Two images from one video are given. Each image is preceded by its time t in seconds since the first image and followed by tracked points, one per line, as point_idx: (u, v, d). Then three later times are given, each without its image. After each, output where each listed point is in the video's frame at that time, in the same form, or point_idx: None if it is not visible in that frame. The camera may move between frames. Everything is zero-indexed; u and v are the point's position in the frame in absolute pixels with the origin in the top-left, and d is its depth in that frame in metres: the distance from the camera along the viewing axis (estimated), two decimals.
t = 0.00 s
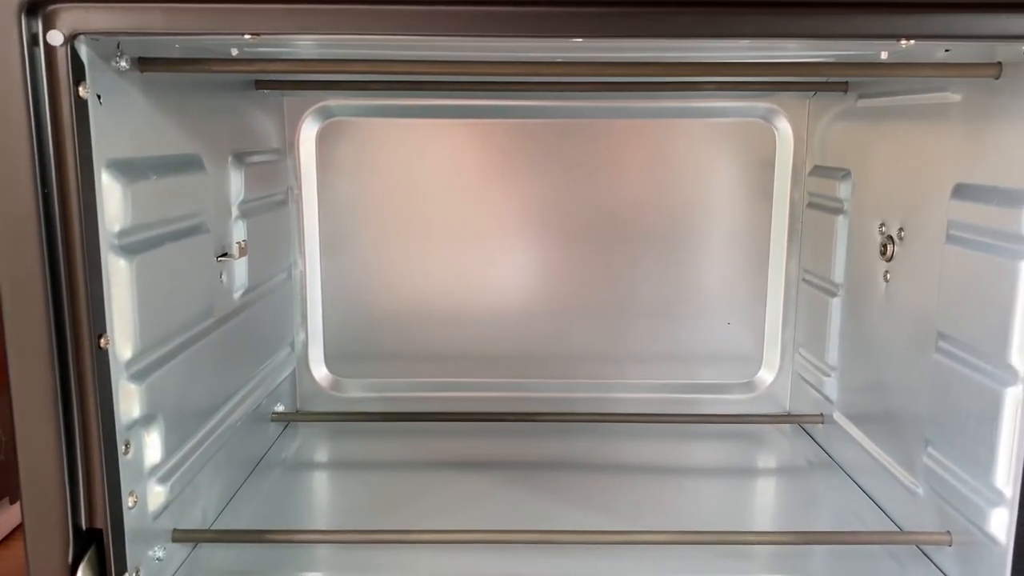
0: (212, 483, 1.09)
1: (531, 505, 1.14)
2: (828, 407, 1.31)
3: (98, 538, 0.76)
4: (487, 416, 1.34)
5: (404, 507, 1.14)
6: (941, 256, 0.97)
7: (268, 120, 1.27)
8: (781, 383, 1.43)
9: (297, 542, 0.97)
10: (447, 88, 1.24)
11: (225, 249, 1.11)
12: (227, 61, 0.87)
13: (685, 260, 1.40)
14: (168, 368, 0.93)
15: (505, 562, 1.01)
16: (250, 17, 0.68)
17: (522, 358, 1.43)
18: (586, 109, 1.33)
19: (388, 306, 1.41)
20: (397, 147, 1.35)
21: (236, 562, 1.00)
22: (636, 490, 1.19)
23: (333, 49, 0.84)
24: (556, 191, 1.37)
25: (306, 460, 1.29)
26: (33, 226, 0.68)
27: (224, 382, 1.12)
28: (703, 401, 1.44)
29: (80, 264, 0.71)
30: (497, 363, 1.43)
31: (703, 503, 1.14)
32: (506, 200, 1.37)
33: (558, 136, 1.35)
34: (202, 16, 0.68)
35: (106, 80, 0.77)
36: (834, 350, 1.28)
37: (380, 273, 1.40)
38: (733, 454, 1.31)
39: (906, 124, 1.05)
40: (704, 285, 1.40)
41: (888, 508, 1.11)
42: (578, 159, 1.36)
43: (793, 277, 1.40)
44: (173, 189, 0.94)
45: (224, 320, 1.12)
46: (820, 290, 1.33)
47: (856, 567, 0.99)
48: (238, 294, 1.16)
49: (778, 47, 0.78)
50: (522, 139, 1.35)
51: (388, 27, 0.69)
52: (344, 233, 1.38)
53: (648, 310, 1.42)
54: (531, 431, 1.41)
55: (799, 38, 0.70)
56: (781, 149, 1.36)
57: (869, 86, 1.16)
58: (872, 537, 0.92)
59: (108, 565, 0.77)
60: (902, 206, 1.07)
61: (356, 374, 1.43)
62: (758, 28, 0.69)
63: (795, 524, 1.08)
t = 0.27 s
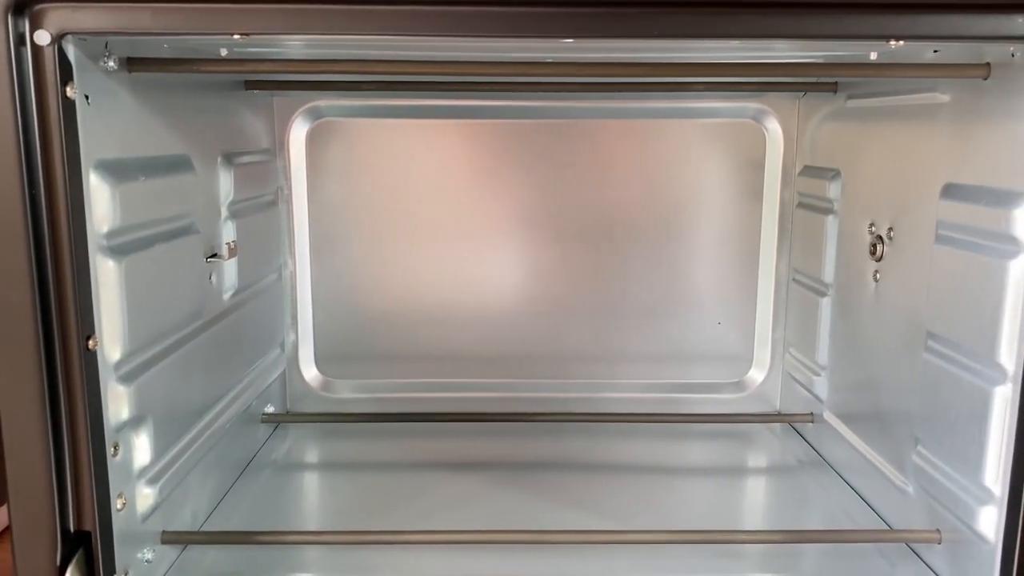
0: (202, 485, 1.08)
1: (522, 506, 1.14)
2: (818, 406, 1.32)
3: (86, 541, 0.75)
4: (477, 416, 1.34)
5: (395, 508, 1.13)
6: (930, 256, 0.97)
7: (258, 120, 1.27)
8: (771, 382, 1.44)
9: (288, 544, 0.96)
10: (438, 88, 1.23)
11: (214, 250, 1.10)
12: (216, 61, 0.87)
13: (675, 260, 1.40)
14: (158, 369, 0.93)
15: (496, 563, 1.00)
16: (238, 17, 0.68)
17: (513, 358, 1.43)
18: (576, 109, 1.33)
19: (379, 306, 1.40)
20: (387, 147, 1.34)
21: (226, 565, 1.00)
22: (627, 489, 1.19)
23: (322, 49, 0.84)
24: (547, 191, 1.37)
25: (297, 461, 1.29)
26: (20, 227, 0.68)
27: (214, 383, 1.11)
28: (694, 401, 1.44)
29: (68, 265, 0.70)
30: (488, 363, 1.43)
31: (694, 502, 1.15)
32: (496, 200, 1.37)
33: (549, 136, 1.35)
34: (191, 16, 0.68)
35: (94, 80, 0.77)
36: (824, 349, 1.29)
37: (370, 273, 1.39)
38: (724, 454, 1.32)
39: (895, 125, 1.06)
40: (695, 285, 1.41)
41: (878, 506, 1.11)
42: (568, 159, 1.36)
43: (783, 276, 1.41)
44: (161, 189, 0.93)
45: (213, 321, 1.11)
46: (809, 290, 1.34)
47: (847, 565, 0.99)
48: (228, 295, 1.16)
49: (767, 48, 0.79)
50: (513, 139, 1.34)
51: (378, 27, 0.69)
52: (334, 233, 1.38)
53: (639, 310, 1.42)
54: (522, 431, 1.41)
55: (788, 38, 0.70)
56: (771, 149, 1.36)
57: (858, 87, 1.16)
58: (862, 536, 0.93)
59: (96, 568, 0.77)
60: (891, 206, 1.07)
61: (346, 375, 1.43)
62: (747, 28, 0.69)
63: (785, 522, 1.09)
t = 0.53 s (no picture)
0: (191, 487, 1.07)
1: (513, 506, 1.14)
2: (808, 405, 1.32)
3: (73, 545, 0.75)
4: (468, 417, 1.34)
5: (386, 509, 1.13)
6: (919, 255, 0.98)
7: (246, 120, 1.26)
8: (761, 382, 1.44)
9: (278, 546, 0.96)
10: (428, 88, 1.23)
11: (203, 250, 1.10)
12: (204, 61, 0.86)
13: (666, 260, 1.40)
14: (146, 371, 0.92)
15: (487, 564, 1.00)
16: (227, 17, 0.67)
17: (504, 359, 1.43)
18: (566, 109, 1.33)
19: (369, 307, 1.40)
20: (376, 148, 1.34)
21: (216, 567, 0.99)
22: (618, 490, 1.19)
23: (311, 49, 0.84)
24: (538, 191, 1.37)
25: (287, 463, 1.28)
26: (5, 228, 0.67)
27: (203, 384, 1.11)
28: (685, 401, 1.44)
29: (55, 267, 0.70)
30: (478, 363, 1.43)
31: (685, 502, 1.15)
32: (487, 200, 1.37)
33: (539, 136, 1.35)
34: (178, 15, 0.67)
35: (81, 80, 0.76)
36: (813, 349, 1.29)
37: (360, 274, 1.39)
38: (714, 453, 1.32)
39: (884, 125, 1.06)
40: (685, 285, 1.41)
41: (868, 506, 1.12)
42: (558, 159, 1.36)
43: (773, 276, 1.41)
44: (149, 189, 0.93)
45: (202, 322, 1.10)
46: (799, 289, 1.34)
47: (837, 564, 1.00)
48: (217, 296, 1.15)
49: (757, 48, 0.79)
50: (503, 139, 1.34)
51: (367, 27, 0.68)
52: (324, 234, 1.37)
53: (630, 310, 1.42)
54: (513, 432, 1.41)
55: (777, 38, 0.70)
56: (761, 149, 1.37)
57: (847, 87, 1.16)
58: (852, 535, 0.93)
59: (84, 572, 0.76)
60: (880, 206, 1.08)
61: (337, 376, 1.43)
62: (736, 28, 0.69)
63: (775, 522, 1.09)
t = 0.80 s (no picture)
0: (179, 489, 1.07)
1: (504, 507, 1.13)
2: (797, 405, 1.33)
3: (61, 548, 0.74)
4: (459, 418, 1.33)
5: (376, 510, 1.13)
6: (908, 255, 0.98)
7: (235, 120, 1.25)
8: (751, 382, 1.45)
9: (267, 548, 0.95)
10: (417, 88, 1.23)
11: (191, 251, 1.09)
12: (191, 61, 0.86)
13: (656, 260, 1.40)
14: (134, 372, 0.91)
15: (478, 565, 1.00)
16: (214, 17, 0.67)
17: (494, 359, 1.43)
18: (556, 109, 1.33)
19: (359, 308, 1.39)
20: (366, 148, 1.33)
21: (205, 570, 0.98)
22: (609, 490, 1.19)
23: (300, 48, 0.83)
24: (528, 191, 1.37)
25: (276, 464, 1.27)
26: None
27: (191, 386, 1.10)
28: (675, 400, 1.45)
29: (41, 268, 0.69)
30: (469, 364, 1.42)
31: (675, 502, 1.15)
32: (477, 200, 1.37)
33: (529, 136, 1.34)
34: (164, 15, 0.67)
35: (66, 79, 0.76)
36: (803, 348, 1.29)
37: (350, 275, 1.38)
38: (704, 453, 1.32)
39: (873, 125, 1.06)
40: (675, 285, 1.41)
41: (858, 504, 1.12)
42: (548, 159, 1.36)
43: (762, 276, 1.42)
44: (137, 190, 0.92)
45: (190, 323, 1.10)
46: (789, 289, 1.34)
47: (828, 563, 1.00)
48: (206, 297, 1.14)
49: (746, 48, 0.79)
50: (493, 139, 1.34)
51: (355, 27, 0.68)
52: (313, 235, 1.37)
53: (620, 309, 1.42)
54: (503, 432, 1.41)
55: (766, 38, 0.70)
56: (750, 149, 1.37)
57: (835, 87, 1.17)
58: (842, 534, 0.93)
59: None
60: (869, 206, 1.08)
61: (326, 377, 1.42)
62: (725, 28, 0.69)
63: (765, 521, 1.09)
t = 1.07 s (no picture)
0: (168, 492, 1.06)
1: (494, 508, 1.13)
2: (787, 404, 1.33)
3: (47, 552, 0.73)
4: (449, 418, 1.33)
5: (366, 512, 1.12)
6: (896, 254, 0.99)
7: (223, 120, 1.25)
8: (741, 381, 1.45)
9: (256, 550, 0.95)
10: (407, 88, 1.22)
11: (179, 252, 1.08)
12: (178, 60, 0.85)
13: (646, 260, 1.40)
14: (121, 373, 0.91)
15: (468, 566, 1.00)
16: (201, 16, 0.67)
17: (484, 360, 1.42)
18: (545, 109, 1.33)
19: (348, 309, 1.39)
20: (355, 148, 1.33)
21: (194, 573, 0.98)
22: (599, 490, 1.19)
23: (288, 48, 0.83)
24: (518, 192, 1.37)
25: (266, 466, 1.27)
26: None
27: (180, 388, 1.09)
28: (665, 400, 1.45)
29: (26, 269, 0.69)
30: (459, 364, 1.42)
31: (666, 502, 1.15)
32: (467, 200, 1.37)
33: (518, 136, 1.34)
34: (151, 14, 0.66)
35: (52, 79, 0.75)
36: (792, 348, 1.30)
37: (340, 275, 1.38)
38: (695, 453, 1.32)
39: (862, 125, 1.07)
40: (665, 285, 1.41)
41: (848, 504, 1.13)
42: (538, 160, 1.35)
43: (752, 276, 1.42)
44: (124, 190, 0.91)
45: (179, 324, 1.09)
46: (778, 289, 1.35)
47: (818, 563, 1.00)
48: (194, 297, 1.14)
49: (735, 48, 0.79)
50: (483, 139, 1.34)
51: (343, 26, 0.68)
52: (302, 235, 1.36)
53: (610, 309, 1.42)
54: (493, 433, 1.41)
55: (755, 39, 0.70)
56: (739, 149, 1.37)
57: (824, 87, 1.17)
58: (832, 533, 0.93)
59: None
60: (858, 206, 1.08)
61: (316, 378, 1.41)
62: (715, 28, 0.70)
63: (755, 520, 1.10)
